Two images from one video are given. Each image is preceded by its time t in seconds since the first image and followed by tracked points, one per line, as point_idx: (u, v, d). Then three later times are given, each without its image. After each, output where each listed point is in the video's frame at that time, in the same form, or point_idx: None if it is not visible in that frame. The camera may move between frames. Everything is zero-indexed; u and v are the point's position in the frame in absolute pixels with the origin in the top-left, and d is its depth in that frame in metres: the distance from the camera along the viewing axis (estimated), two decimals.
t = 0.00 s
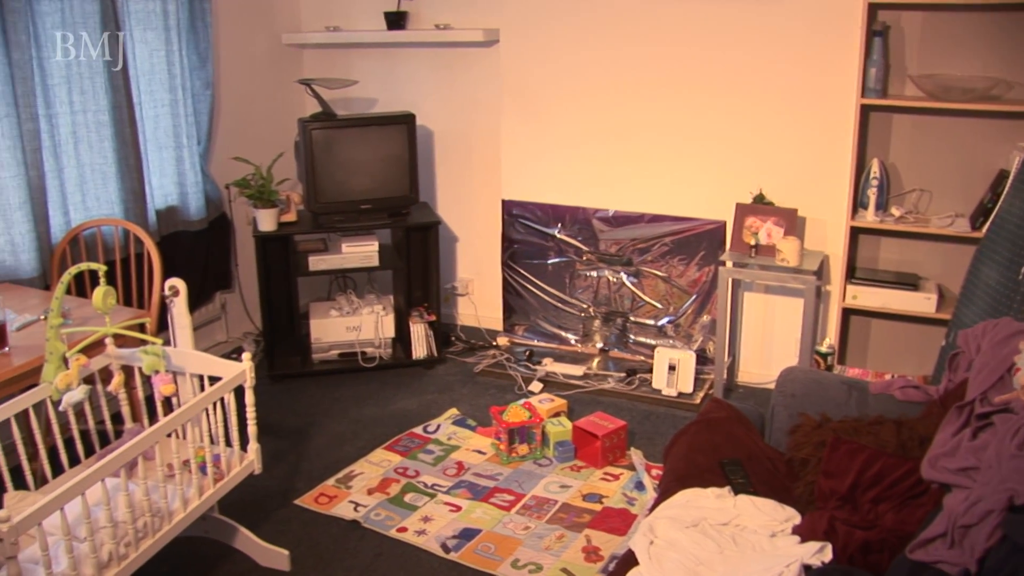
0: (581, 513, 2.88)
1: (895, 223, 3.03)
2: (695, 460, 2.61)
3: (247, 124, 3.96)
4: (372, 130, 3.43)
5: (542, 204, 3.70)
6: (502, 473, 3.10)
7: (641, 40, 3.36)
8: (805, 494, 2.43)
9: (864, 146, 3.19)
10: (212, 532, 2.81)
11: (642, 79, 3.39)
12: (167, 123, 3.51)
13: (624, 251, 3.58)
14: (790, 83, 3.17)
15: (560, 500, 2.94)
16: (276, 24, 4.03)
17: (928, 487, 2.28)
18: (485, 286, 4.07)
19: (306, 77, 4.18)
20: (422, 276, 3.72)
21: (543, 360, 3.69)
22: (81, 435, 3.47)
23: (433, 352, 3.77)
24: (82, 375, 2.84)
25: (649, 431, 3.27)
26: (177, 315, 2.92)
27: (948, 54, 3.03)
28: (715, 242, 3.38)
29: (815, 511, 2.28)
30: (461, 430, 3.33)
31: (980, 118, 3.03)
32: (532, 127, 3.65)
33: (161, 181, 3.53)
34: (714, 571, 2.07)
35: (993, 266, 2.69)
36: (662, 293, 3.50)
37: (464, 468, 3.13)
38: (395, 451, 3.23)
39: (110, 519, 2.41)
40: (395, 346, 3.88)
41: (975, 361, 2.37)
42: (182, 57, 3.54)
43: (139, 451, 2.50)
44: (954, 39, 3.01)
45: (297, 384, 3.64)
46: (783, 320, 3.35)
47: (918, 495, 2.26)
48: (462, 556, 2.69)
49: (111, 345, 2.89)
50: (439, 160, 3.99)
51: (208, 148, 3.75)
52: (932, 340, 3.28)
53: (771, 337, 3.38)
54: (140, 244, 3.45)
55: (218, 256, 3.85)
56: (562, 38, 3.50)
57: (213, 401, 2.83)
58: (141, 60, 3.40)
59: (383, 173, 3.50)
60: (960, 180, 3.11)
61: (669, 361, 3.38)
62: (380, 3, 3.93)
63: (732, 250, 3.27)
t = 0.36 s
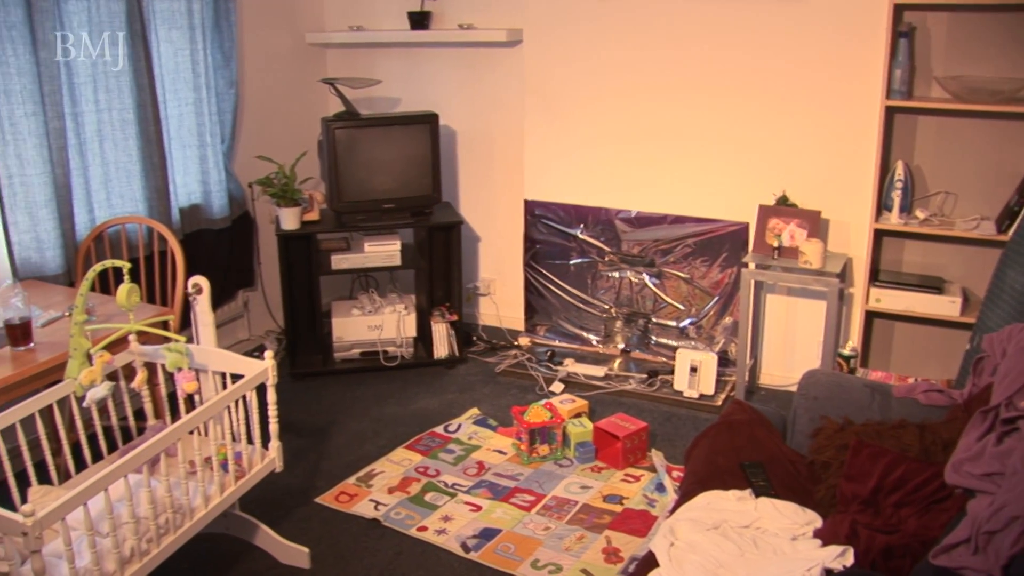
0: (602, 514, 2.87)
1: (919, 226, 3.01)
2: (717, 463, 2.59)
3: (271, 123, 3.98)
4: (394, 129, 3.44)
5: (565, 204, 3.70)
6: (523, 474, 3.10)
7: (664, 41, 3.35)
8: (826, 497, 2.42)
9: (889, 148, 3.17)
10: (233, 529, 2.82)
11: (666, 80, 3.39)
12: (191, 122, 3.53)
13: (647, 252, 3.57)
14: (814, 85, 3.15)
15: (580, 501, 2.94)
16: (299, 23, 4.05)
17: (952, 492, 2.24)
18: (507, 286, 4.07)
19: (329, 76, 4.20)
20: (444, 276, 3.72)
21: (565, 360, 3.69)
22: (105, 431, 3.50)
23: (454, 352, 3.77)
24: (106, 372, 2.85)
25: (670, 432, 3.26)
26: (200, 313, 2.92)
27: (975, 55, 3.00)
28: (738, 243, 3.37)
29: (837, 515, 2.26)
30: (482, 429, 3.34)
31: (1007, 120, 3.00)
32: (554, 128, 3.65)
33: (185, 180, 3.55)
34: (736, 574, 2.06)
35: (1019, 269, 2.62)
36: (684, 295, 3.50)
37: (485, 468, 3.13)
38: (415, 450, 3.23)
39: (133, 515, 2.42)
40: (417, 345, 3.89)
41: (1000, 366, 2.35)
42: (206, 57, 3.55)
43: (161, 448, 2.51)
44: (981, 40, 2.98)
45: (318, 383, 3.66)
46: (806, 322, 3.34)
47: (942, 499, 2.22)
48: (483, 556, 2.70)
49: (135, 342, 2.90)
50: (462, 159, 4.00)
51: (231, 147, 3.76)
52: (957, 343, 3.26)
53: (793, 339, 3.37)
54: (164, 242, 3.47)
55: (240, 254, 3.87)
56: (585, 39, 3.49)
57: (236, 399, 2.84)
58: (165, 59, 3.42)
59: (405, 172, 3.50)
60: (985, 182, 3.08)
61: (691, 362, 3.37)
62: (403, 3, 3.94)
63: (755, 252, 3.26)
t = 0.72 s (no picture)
0: (622, 515, 2.87)
1: (943, 229, 2.99)
2: (738, 465, 2.57)
3: (294, 122, 4.00)
4: (416, 129, 3.44)
5: (587, 205, 3.70)
6: (543, 474, 3.10)
7: (687, 42, 3.35)
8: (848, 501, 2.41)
9: (914, 150, 3.14)
10: (254, 526, 2.83)
11: (689, 81, 3.38)
12: (215, 120, 3.55)
13: (669, 254, 3.56)
14: (838, 86, 3.14)
15: (600, 502, 2.94)
16: (323, 23, 4.06)
17: (975, 498, 2.21)
18: (529, 286, 4.07)
19: (352, 76, 4.21)
20: (466, 277, 3.74)
21: (586, 361, 3.69)
22: (127, 428, 3.52)
23: (475, 352, 3.77)
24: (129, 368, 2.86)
25: (691, 434, 3.25)
26: (223, 311, 2.93)
27: (1002, 56, 2.97)
28: (760, 245, 3.36)
29: (858, 519, 2.26)
30: (502, 429, 3.33)
31: None
32: (576, 129, 3.65)
33: (208, 178, 3.57)
34: None
35: None
36: (706, 296, 3.49)
37: (505, 468, 3.13)
38: (436, 450, 3.23)
39: (154, 511, 2.43)
40: (438, 345, 3.89)
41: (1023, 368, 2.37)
42: (230, 56, 3.57)
43: (182, 445, 2.51)
44: (1008, 41, 2.95)
45: (339, 382, 3.67)
46: (828, 324, 3.32)
47: (965, 504, 2.18)
48: (502, 556, 2.69)
49: (157, 339, 2.89)
50: (484, 159, 4.00)
51: (255, 146, 3.78)
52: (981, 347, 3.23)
53: (815, 342, 3.35)
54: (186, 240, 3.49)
55: (262, 252, 3.88)
56: (609, 40, 3.49)
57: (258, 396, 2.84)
58: (189, 58, 3.43)
59: (426, 172, 3.51)
60: (1012, 185, 3.05)
61: (713, 364, 3.36)
62: (426, 3, 3.94)
63: (777, 254, 3.25)
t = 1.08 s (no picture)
0: (641, 516, 2.86)
1: (968, 232, 2.96)
2: (759, 468, 2.56)
3: (316, 121, 4.01)
4: (439, 128, 3.45)
5: (608, 206, 3.69)
6: (562, 475, 3.09)
7: (710, 44, 3.34)
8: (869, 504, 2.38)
9: (938, 152, 3.11)
10: (273, 524, 2.84)
11: (712, 82, 3.37)
12: (237, 119, 3.56)
13: (690, 255, 3.55)
14: (862, 88, 3.12)
15: (620, 503, 2.93)
16: (345, 22, 4.07)
17: (998, 503, 2.20)
18: (550, 286, 4.06)
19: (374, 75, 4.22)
20: (487, 277, 3.74)
21: (606, 363, 3.68)
22: (148, 424, 3.55)
23: (496, 352, 3.77)
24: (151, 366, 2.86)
25: (711, 436, 3.24)
26: (244, 309, 2.94)
27: None
28: (782, 247, 3.35)
29: (879, 523, 2.24)
30: (522, 430, 3.33)
31: None
32: (597, 130, 3.65)
33: (231, 176, 3.58)
34: None
35: None
36: (727, 298, 3.48)
37: (525, 468, 3.13)
38: (456, 449, 3.24)
39: (175, 508, 2.43)
40: (458, 344, 3.90)
41: None
42: (253, 55, 3.58)
43: (204, 442, 2.52)
44: None
45: (359, 381, 3.68)
46: (850, 327, 3.31)
47: (988, 509, 2.18)
48: (521, 556, 2.69)
49: (179, 337, 2.90)
50: (505, 159, 4.00)
51: (277, 144, 3.80)
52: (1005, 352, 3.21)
53: (837, 344, 3.34)
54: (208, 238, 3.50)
55: (283, 251, 3.90)
56: (631, 40, 3.48)
57: (279, 394, 2.84)
58: (213, 57, 3.45)
59: (448, 171, 3.51)
60: None
61: (733, 366, 3.34)
62: (448, 2, 3.95)
63: (799, 256, 3.24)
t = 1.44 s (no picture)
0: (661, 518, 2.85)
1: (992, 235, 2.93)
2: (780, 471, 2.55)
3: (338, 120, 4.02)
4: (461, 128, 3.45)
5: (629, 206, 3.69)
6: (582, 475, 3.09)
7: (733, 45, 3.33)
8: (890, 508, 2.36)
9: (963, 154, 3.08)
10: (293, 521, 2.85)
11: (735, 83, 3.36)
12: (260, 118, 3.58)
13: (712, 257, 3.54)
14: (886, 90, 3.10)
15: (640, 505, 2.93)
16: (368, 21, 4.08)
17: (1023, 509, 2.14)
18: (571, 286, 4.06)
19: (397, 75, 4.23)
20: (508, 277, 3.74)
21: (627, 364, 3.68)
22: (170, 421, 3.57)
23: (516, 352, 3.78)
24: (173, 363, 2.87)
25: (731, 438, 3.23)
26: (266, 307, 2.93)
27: None
28: (804, 249, 3.33)
29: (901, 527, 2.21)
30: (542, 430, 3.33)
31: None
32: (618, 131, 3.65)
33: (253, 175, 3.60)
34: None
35: None
36: (749, 300, 3.47)
37: (545, 468, 3.13)
38: (476, 449, 3.24)
39: (196, 505, 2.44)
40: (479, 344, 3.90)
41: None
42: (277, 54, 3.60)
43: (226, 439, 2.52)
44: None
45: (380, 380, 3.69)
46: (872, 330, 3.29)
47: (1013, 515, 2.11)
48: (541, 556, 2.69)
49: (202, 335, 2.92)
50: (527, 159, 4.00)
51: (299, 143, 3.81)
52: None
53: (859, 347, 3.32)
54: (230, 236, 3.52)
55: (304, 250, 3.91)
56: (655, 41, 3.48)
57: (300, 393, 2.84)
58: (236, 56, 3.46)
59: (469, 171, 3.51)
60: None
61: (754, 368, 3.34)
62: (471, 2, 3.95)
63: (821, 258, 3.22)
